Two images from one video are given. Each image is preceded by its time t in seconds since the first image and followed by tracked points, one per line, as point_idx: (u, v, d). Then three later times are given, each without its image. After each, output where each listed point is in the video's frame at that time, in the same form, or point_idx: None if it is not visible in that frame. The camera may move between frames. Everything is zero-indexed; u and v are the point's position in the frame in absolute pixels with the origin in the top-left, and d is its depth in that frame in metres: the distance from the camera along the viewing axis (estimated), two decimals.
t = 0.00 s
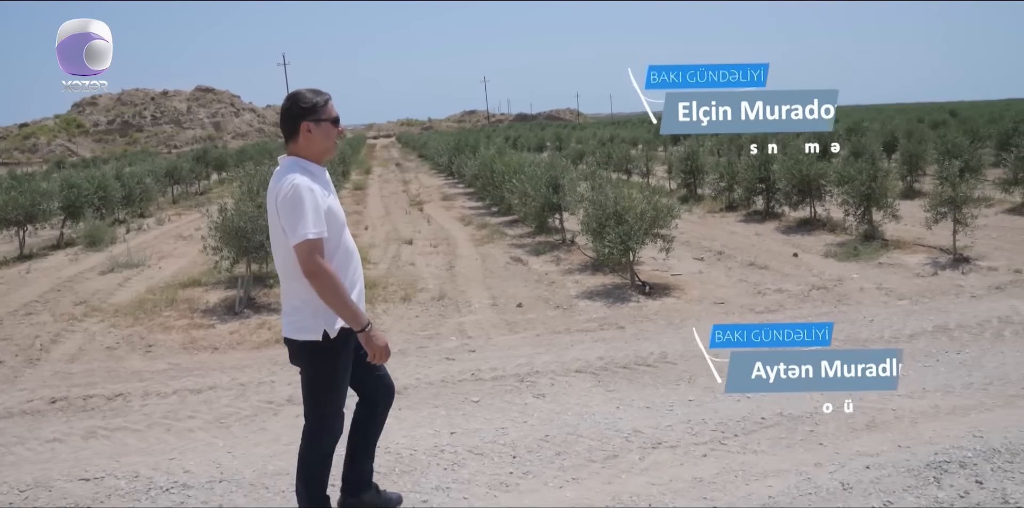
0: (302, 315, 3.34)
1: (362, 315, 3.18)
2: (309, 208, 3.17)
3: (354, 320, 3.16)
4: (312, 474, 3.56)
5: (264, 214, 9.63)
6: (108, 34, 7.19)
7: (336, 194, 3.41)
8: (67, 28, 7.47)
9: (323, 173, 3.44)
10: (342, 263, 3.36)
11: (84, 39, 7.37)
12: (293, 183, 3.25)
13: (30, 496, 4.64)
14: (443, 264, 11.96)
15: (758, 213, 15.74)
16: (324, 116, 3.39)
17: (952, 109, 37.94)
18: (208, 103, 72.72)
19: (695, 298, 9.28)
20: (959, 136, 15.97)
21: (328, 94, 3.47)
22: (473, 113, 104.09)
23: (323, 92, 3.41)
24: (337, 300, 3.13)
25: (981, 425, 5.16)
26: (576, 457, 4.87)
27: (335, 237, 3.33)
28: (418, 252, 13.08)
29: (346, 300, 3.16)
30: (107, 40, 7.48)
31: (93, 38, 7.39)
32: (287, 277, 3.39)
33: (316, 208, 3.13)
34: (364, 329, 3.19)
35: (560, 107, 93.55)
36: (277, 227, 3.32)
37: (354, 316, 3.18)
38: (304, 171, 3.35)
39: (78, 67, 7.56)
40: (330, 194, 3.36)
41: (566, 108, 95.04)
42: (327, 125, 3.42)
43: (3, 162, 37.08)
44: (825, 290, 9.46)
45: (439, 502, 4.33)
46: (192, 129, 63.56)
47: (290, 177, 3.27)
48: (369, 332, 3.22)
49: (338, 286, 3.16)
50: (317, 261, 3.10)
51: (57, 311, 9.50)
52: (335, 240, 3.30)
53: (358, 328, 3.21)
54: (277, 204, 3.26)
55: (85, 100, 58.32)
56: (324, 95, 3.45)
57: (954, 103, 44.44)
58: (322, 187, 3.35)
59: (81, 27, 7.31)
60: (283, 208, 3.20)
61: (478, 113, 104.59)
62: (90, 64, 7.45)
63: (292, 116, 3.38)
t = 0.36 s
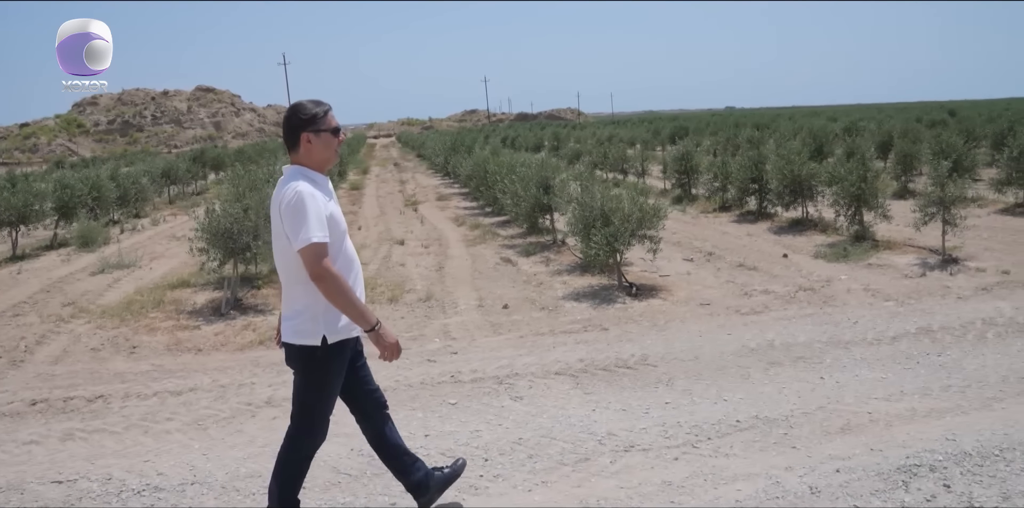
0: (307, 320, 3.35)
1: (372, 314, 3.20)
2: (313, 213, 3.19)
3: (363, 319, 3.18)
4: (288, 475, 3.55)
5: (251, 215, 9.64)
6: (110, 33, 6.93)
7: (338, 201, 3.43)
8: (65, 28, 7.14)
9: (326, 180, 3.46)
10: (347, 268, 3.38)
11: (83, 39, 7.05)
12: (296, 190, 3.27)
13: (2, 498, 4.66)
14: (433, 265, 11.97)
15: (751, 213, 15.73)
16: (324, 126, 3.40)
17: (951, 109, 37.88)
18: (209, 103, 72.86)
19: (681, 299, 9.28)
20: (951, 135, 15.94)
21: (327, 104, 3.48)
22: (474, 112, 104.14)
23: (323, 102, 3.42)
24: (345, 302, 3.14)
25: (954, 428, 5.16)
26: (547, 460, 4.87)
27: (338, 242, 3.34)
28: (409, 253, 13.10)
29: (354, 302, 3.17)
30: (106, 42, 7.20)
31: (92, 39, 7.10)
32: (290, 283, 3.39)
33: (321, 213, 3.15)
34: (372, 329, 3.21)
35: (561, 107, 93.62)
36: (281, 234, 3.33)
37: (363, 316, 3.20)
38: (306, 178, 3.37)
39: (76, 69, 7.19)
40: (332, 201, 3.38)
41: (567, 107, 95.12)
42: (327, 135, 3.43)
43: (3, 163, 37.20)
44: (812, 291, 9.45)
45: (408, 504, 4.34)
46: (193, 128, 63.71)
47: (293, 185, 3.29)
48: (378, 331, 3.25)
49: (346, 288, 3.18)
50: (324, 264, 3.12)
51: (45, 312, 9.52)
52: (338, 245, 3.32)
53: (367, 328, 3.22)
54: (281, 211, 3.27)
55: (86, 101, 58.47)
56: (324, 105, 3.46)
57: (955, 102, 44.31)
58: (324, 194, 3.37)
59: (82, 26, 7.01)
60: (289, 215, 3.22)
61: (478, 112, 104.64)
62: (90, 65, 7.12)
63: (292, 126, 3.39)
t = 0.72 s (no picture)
0: (306, 320, 3.37)
1: (365, 318, 3.21)
2: (316, 212, 3.20)
3: (356, 323, 3.19)
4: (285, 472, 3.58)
5: (237, 214, 9.63)
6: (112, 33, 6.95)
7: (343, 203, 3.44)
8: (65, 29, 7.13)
9: (331, 182, 3.48)
10: (349, 269, 3.39)
11: (83, 39, 7.05)
12: (301, 190, 3.29)
13: None
14: (422, 264, 11.97)
15: (743, 213, 15.72)
16: (328, 130, 3.45)
17: (949, 108, 37.82)
18: (208, 103, 72.92)
19: (667, 299, 9.28)
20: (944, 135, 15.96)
21: (333, 109, 3.52)
22: (474, 112, 104.15)
23: (328, 107, 3.47)
24: (343, 304, 3.15)
25: (927, 428, 5.17)
26: (517, 460, 4.87)
27: (341, 243, 3.36)
28: (399, 252, 13.11)
29: (351, 303, 3.18)
30: (106, 42, 7.21)
31: (93, 39, 7.12)
32: (293, 281, 3.42)
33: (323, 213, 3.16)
34: (365, 332, 3.22)
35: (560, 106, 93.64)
36: (285, 232, 3.35)
37: (358, 320, 3.21)
38: (312, 180, 3.40)
39: (77, 69, 7.18)
40: (337, 202, 3.40)
41: (567, 106, 95.06)
42: (331, 139, 3.47)
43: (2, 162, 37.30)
44: (798, 291, 9.44)
45: (375, 503, 4.36)
46: (193, 127, 63.76)
47: (297, 184, 3.31)
48: (370, 336, 3.26)
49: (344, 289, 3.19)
50: (324, 264, 3.13)
51: (31, 311, 9.54)
52: (341, 246, 3.34)
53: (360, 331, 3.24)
54: (286, 210, 3.30)
55: (86, 101, 58.58)
56: (330, 110, 3.51)
57: (953, 102, 44.28)
58: (329, 195, 3.39)
59: (82, 27, 7.02)
60: (292, 214, 3.23)
61: (478, 112, 104.67)
62: (90, 64, 7.13)
63: (298, 129, 3.43)
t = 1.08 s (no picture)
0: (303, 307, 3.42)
1: (348, 311, 3.22)
2: (314, 202, 3.24)
3: (340, 315, 3.21)
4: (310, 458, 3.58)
5: (223, 213, 9.63)
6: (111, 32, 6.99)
7: (346, 195, 3.45)
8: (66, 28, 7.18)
9: (336, 173, 3.50)
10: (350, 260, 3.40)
11: (83, 39, 7.09)
12: (302, 179, 3.33)
13: None
14: (413, 263, 11.98)
15: (736, 212, 15.72)
16: (332, 121, 3.44)
17: (947, 108, 37.77)
18: (208, 103, 72.99)
19: (653, 297, 9.29)
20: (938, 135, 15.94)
21: (339, 100, 3.51)
22: (474, 112, 104.18)
23: (332, 98, 3.46)
24: (330, 295, 3.18)
25: (902, 425, 5.17)
26: (491, 456, 4.87)
27: (343, 234, 3.37)
28: (391, 251, 13.12)
29: (337, 295, 3.20)
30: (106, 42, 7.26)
31: (93, 39, 7.15)
32: (294, 268, 3.47)
33: (319, 204, 3.19)
34: (348, 326, 3.23)
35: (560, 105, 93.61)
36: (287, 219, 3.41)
37: (342, 312, 3.23)
38: (314, 170, 3.42)
39: (78, 69, 7.22)
40: (340, 193, 3.42)
41: (566, 106, 95.04)
42: (334, 129, 3.47)
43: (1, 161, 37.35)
44: (785, 290, 9.45)
45: (347, 498, 4.37)
46: (193, 127, 63.81)
47: (300, 173, 3.36)
48: (353, 329, 3.26)
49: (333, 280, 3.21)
50: (316, 253, 3.17)
51: (19, 308, 9.55)
52: (341, 237, 3.36)
53: (344, 323, 3.25)
54: (288, 197, 3.35)
55: (85, 100, 58.64)
56: (333, 101, 3.51)
57: (951, 102, 44.28)
58: (333, 186, 3.41)
59: (81, 27, 7.06)
60: (291, 202, 3.28)
61: (478, 112, 104.68)
62: (91, 64, 7.18)
63: (301, 120, 3.44)
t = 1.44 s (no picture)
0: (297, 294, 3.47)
1: (331, 304, 3.25)
2: (307, 193, 3.27)
3: (321, 307, 3.24)
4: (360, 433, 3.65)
5: (207, 211, 9.64)
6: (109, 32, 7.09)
7: (343, 186, 3.48)
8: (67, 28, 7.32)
9: (335, 165, 3.53)
10: (343, 251, 3.43)
11: (83, 39, 7.21)
12: (299, 169, 3.36)
13: None
14: (401, 261, 12.00)
15: (727, 211, 15.73)
16: (332, 113, 3.46)
17: (945, 107, 37.69)
18: (208, 103, 73.08)
19: (638, 296, 9.30)
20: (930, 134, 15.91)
21: (341, 91, 3.53)
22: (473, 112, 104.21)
23: (334, 90, 3.49)
24: (314, 286, 3.22)
25: (873, 423, 5.17)
26: (461, 452, 4.88)
27: (337, 225, 3.40)
28: (381, 249, 13.13)
29: (321, 287, 3.23)
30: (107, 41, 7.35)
31: (93, 39, 7.26)
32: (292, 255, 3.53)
33: (310, 196, 3.22)
34: (329, 318, 3.25)
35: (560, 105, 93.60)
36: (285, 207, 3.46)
37: (326, 303, 3.26)
38: (313, 160, 3.45)
39: (78, 68, 7.39)
40: (337, 185, 3.45)
41: (566, 105, 94.98)
42: (335, 121, 3.49)
43: None
44: (770, 288, 9.45)
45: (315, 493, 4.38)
46: (192, 127, 63.90)
47: (298, 163, 3.39)
48: (334, 321, 3.28)
49: (318, 271, 3.24)
50: (302, 245, 3.21)
51: (5, 306, 9.58)
52: (334, 228, 3.38)
53: (326, 315, 3.28)
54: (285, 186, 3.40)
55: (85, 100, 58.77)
56: (335, 94, 3.54)
57: (949, 102, 44.23)
58: (330, 177, 3.43)
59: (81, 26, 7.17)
60: (287, 192, 3.33)
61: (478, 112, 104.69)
62: (91, 64, 7.30)
63: (303, 111, 3.46)
